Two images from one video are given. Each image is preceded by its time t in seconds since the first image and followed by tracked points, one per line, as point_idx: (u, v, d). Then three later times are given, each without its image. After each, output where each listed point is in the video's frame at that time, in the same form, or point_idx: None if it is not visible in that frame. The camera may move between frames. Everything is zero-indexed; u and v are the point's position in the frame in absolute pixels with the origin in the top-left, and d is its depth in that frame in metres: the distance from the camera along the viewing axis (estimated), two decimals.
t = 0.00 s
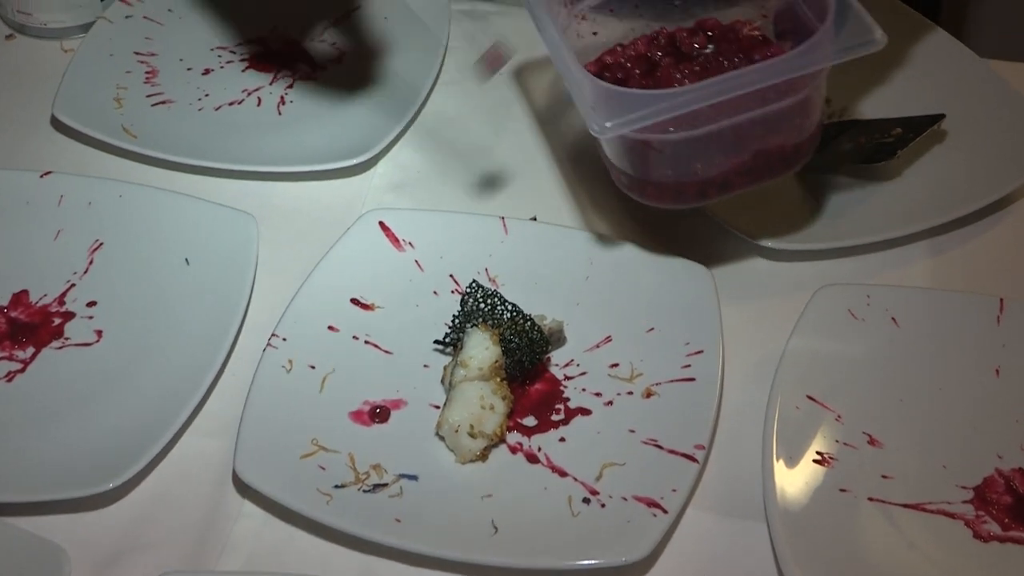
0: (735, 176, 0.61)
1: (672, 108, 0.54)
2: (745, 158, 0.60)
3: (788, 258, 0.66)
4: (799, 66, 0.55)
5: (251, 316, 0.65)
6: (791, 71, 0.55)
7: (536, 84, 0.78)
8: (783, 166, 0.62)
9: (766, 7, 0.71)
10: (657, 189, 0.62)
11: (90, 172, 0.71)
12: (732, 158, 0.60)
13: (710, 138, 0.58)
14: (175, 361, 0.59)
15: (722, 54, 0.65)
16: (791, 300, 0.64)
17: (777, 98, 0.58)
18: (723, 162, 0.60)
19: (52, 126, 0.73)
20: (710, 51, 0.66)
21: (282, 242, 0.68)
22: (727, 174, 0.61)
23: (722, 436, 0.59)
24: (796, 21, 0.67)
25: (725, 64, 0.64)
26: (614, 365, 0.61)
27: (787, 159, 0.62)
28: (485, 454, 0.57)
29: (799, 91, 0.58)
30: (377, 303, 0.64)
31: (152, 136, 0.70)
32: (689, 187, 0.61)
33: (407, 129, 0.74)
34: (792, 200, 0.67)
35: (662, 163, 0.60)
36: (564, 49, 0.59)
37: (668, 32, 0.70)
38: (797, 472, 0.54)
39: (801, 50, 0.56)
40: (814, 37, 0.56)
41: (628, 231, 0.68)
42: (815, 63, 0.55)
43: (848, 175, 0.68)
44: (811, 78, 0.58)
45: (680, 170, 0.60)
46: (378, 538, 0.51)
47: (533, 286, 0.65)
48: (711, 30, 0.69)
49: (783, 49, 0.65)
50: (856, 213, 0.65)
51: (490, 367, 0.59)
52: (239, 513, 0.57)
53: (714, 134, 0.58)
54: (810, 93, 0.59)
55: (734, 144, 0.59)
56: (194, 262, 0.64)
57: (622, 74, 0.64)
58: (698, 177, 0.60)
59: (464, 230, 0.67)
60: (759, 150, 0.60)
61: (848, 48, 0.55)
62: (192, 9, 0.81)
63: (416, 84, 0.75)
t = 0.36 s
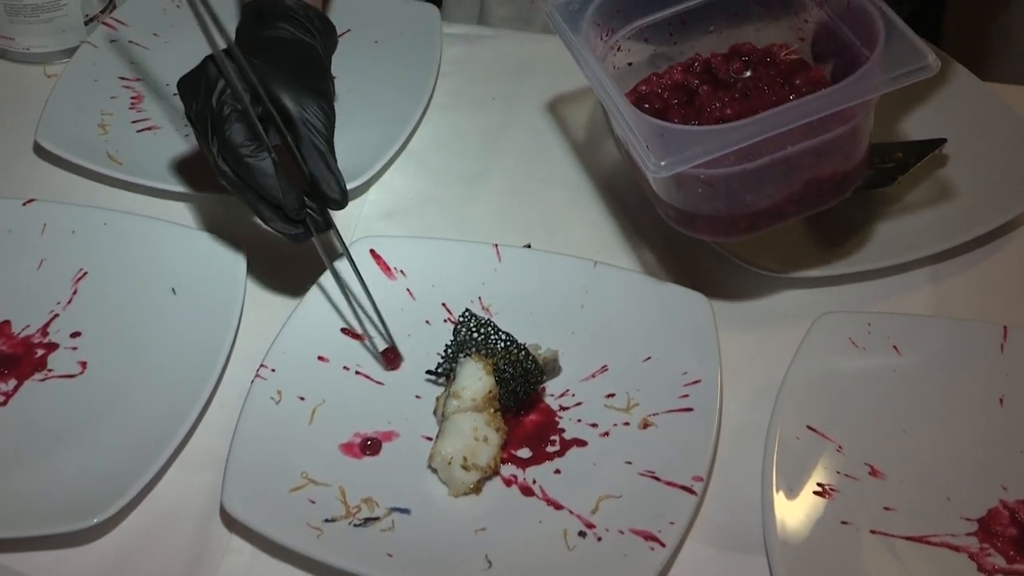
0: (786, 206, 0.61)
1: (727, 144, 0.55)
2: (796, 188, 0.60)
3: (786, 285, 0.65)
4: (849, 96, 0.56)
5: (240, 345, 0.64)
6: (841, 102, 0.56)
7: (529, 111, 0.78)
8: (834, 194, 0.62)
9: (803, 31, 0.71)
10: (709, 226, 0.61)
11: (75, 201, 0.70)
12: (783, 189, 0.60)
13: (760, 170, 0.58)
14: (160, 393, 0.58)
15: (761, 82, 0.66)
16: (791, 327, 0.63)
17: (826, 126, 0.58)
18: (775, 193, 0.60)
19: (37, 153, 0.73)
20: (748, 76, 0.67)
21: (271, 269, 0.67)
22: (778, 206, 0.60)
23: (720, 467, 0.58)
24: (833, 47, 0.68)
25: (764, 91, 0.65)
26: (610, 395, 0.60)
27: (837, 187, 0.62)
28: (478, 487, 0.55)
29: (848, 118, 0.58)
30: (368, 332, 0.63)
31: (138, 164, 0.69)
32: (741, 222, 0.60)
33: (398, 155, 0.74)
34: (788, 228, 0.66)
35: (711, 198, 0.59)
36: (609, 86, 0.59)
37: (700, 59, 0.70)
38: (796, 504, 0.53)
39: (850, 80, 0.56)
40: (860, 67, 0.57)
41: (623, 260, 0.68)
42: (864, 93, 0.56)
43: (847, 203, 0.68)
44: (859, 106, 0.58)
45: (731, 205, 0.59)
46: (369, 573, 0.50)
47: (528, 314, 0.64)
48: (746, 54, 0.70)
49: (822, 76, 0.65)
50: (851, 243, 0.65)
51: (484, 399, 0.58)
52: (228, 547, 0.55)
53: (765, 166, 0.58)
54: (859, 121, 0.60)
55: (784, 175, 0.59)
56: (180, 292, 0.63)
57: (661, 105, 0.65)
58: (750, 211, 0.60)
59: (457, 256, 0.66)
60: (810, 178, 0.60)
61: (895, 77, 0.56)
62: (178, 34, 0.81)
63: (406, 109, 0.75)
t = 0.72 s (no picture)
0: (787, 224, 0.59)
1: (726, 162, 0.54)
2: (796, 206, 0.59)
3: (789, 295, 0.64)
4: (852, 114, 0.55)
5: (233, 355, 0.63)
6: (843, 122, 0.55)
7: (527, 117, 0.77)
8: (837, 212, 0.61)
9: (805, 44, 0.70)
10: (707, 244, 0.60)
11: (65, 209, 0.69)
12: (784, 206, 0.58)
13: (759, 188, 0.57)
14: (150, 405, 0.56)
15: (762, 97, 0.64)
16: (794, 338, 0.62)
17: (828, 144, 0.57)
18: (774, 211, 0.58)
19: (25, 160, 0.72)
20: (748, 89, 0.66)
21: (265, 278, 0.66)
22: (778, 224, 0.59)
23: (723, 480, 0.56)
24: (835, 59, 0.66)
25: (766, 105, 0.63)
26: (611, 407, 0.58)
27: (839, 205, 0.60)
28: (476, 500, 0.54)
29: (850, 136, 0.57)
30: (364, 343, 0.62)
31: (128, 171, 0.68)
32: (740, 239, 0.59)
33: (393, 162, 0.73)
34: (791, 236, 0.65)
35: (709, 215, 0.58)
36: (607, 100, 0.58)
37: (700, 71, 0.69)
38: (800, 516, 0.52)
39: (854, 98, 0.55)
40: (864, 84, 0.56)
41: (623, 268, 0.67)
42: (867, 111, 0.55)
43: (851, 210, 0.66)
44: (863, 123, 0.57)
45: (730, 222, 0.58)
46: None
47: (527, 324, 0.63)
48: (748, 67, 0.68)
49: (825, 91, 0.64)
50: (856, 251, 0.64)
51: (482, 410, 0.57)
52: (221, 562, 0.53)
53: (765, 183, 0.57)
54: (862, 139, 0.58)
55: (784, 192, 0.58)
56: (172, 301, 0.61)
57: (659, 118, 0.64)
58: (749, 229, 0.59)
59: (455, 264, 0.65)
60: (811, 197, 0.59)
61: (896, 96, 0.55)
62: (169, 38, 0.80)
63: (401, 114, 0.74)
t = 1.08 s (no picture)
0: (793, 233, 0.59)
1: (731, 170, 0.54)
2: (803, 215, 0.59)
3: (790, 297, 0.64)
4: (859, 121, 0.55)
5: (233, 358, 0.63)
6: (848, 130, 0.55)
7: (529, 120, 0.77)
8: (844, 220, 0.61)
9: (810, 52, 0.70)
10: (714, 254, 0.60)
11: (66, 211, 0.69)
12: (790, 215, 0.58)
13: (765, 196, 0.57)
14: (151, 407, 0.57)
15: (767, 105, 0.64)
16: (795, 340, 0.62)
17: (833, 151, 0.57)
18: (781, 220, 0.58)
19: (26, 161, 0.72)
20: (753, 98, 0.66)
21: (266, 281, 0.66)
22: (784, 233, 0.59)
23: (724, 482, 0.56)
24: (840, 67, 0.67)
25: (771, 114, 0.63)
26: (612, 409, 0.58)
27: (846, 214, 0.60)
28: (477, 502, 0.54)
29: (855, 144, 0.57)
30: (365, 345, 0.62)
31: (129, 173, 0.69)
32: (746, 248, 0.59)
33: (394, 165, 0.73)
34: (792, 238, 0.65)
35: (715, 224, 0.58)
36: (612, 109, 0.58)
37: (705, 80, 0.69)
38: (801, 519, 0.52)
39: (859, 106, 0.55)
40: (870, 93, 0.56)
41: (624, 270, 0.67)
42: (875, 118, 0.55)
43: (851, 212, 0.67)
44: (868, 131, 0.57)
45: (735, 231, 0.58)
46: None
47: (528, 327, 0.63)
48: (753, 75, 0.69)
49: (830, 99, 0.64)
50: (857, 254, 0.64)
51: (483, 412, 0.57)
52: (222, 565, 0.53)
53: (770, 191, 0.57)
54: (868, 147, 0.58)
55: (790, 201, 0.58)
56: (173, 303, 0.62)
57: (665, 127, 0.64)
58: (755, 238, 0.59)
59: (456, 267, 0.65)
60: (817, 205, 0.59)
61: (905, 103, 0.55)
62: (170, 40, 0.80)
63: (402, 116, 0.74)
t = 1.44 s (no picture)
0: (794, 220, 0.59)
1: (723, 151, 0.54)
2: (803, 202, 0.59)
3: (792, 297, 0.64)
4: (855, 101, 0.55)
5: (235, 357, 0.63)
6: (843, 108, 0.55)
7: (530, 119, 0.77)
8: (845, 208, 0.61)
9: (817, 46, 0.70)
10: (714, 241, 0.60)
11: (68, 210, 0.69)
12: (790, 202, 0.58)
13: (762, 181, 0.57)
14: (153, 406, 0.57)
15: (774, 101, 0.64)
16: (796, 339, 0.62)
17: (830, 134, 0.57)
18: (780, 207, 0.58)
19: (28, 160, 0.72)
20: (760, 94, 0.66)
21: (267, 281, 0.66)
22: (785, 220, 0.59)
23: (726, 482, 0.56)
24: (846, 61, 0.66)
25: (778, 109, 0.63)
26: (614, 408, 0.58)
27: (847, 199, 0.60)
28: (479, 501, 0.54)
29: (853, 127, 0.57)
30: (367, 344, 0.62)
31: (131, 172, 0.69)
32: (746, 235, 0.59)
33: (396, 164, 0.73)
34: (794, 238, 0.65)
35: (715, 211, 0.58)
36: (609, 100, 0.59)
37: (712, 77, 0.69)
38: (803, 518, 0.52)
39: (854, 86, 0.55)
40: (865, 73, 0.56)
41: (626, 270, 0.67)
42: (870, 99, 0.55)
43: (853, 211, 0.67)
44: (866, 114, 0.57)
45: (735, 218, 0.58)
46: None
47: (531, 326, 0.63)
48: (761, 72, 0.68)
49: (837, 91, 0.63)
50: (858, 253, 0.64)
51: (484, 412, 0.57)
52: (224, 564, 0.53)
53: (769, 177, 0.57)
54: (868, 130, 0.58)
55: (789, 187, 0.58)
56: (175, 302, 0.62)
57: (671, 123, 0.64)
58: (754, 224, 0.59)
59: (458, 266, 0.65)
60: (817, 193, 0.59)
61: (900, 83, 0.55)
62: (171, 40, 0.81)
63: (403, 116, 0.74)
